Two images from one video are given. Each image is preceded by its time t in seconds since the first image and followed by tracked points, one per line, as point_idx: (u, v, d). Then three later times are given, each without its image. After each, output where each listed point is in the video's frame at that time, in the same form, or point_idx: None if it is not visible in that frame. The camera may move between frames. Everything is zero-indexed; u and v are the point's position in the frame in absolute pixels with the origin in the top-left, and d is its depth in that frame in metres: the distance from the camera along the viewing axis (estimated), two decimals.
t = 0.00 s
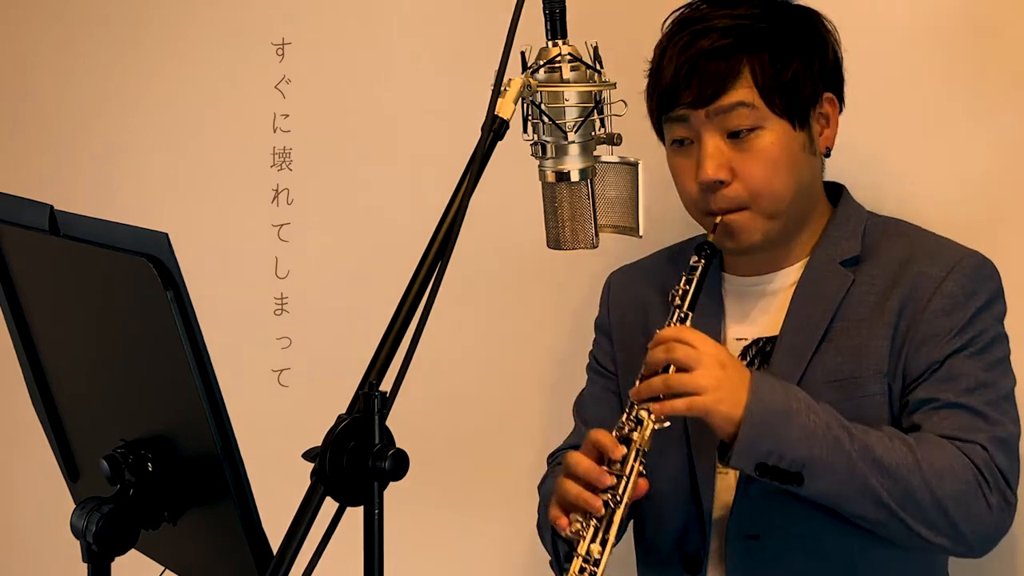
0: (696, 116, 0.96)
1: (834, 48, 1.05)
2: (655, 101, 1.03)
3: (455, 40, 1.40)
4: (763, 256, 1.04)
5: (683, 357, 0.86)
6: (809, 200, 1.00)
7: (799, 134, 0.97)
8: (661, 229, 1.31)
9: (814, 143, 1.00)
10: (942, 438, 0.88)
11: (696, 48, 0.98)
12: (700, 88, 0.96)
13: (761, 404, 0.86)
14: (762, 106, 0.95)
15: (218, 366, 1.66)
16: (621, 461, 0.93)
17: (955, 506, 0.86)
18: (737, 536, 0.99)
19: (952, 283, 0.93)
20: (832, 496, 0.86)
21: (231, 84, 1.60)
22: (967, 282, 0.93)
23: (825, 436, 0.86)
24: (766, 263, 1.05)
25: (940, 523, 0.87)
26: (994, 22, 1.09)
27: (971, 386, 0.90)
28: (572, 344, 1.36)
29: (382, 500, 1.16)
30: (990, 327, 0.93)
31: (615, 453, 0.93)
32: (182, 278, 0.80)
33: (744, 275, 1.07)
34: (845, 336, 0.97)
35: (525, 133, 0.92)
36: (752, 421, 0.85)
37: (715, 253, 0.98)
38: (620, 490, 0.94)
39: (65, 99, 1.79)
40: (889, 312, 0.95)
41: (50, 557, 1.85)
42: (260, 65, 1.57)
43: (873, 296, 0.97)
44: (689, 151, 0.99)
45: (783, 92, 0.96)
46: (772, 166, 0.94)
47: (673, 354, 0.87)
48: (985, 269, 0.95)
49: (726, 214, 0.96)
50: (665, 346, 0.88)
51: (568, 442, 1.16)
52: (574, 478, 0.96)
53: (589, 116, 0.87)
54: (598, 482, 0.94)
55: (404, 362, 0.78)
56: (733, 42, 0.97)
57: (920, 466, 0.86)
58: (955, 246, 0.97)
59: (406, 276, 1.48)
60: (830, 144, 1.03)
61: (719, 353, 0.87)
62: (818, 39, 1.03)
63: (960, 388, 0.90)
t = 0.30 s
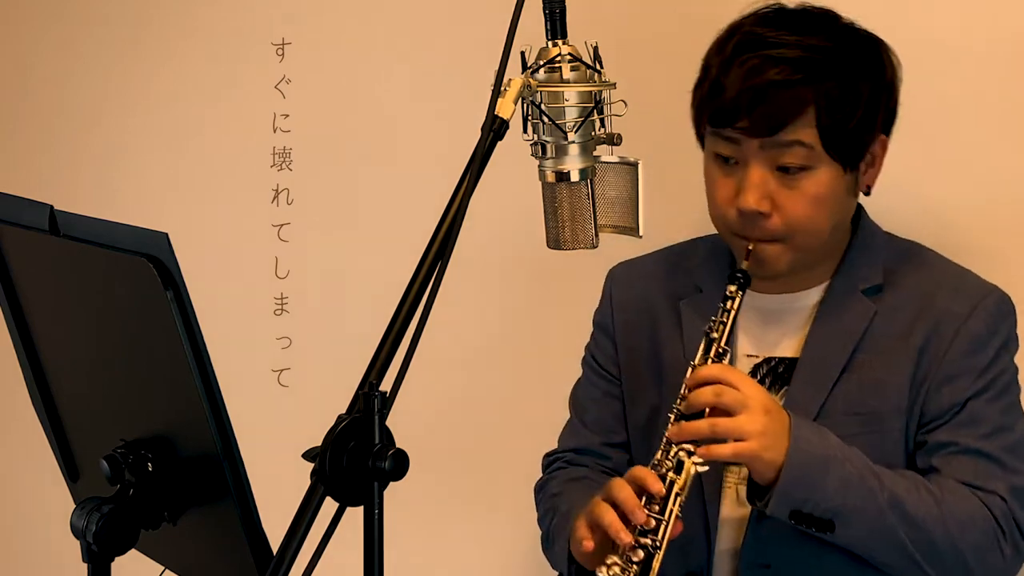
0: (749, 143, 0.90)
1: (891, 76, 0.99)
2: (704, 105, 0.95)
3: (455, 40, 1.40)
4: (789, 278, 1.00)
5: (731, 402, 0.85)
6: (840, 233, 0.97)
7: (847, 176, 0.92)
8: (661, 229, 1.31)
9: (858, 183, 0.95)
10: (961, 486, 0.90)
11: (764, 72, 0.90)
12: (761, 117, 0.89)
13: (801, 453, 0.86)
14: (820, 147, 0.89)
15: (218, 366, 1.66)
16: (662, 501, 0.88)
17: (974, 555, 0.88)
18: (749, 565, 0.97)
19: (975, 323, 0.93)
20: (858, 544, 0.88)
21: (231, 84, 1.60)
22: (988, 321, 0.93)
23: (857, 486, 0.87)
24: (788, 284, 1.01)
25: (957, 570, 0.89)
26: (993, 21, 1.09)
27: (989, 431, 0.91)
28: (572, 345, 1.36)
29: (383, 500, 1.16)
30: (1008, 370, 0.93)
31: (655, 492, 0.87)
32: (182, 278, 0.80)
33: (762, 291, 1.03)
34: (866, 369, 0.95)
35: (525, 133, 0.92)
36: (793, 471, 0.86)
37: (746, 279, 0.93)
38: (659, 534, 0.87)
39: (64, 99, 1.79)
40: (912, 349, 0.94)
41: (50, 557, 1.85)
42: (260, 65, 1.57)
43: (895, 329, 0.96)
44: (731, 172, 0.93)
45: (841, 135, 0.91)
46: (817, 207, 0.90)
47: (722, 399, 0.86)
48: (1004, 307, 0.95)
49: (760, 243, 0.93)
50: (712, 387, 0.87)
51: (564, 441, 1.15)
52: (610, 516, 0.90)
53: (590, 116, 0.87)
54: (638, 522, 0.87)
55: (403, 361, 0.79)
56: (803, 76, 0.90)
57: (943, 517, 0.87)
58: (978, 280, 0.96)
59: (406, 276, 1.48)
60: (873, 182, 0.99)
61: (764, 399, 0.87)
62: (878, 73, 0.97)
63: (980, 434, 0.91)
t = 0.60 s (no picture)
0: (787, 159, 0.90)
1: (938, 103, 0.98)
2: (745, 115, 0.94)
3: (455, 40, 1.39)
4: (813, 295, 0.99)
5: (754, 423, 0.85)
6: (868, 257, 0.97)
7: (882, 201, 0.92)
8: (661, 231, 1.31)
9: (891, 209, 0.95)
10: (964, 517, 0.90)
11: (813, 88, 0.89)
12: (804, 135, 0.89)
13: (817, 478, 0.87)
14: (858, 169, 0.90)
15: (218, 365, 1.66)
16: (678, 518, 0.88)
17: None
18: None
19: (993, 355, 0.93)
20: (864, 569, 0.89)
21: (231, 84, 1.60)
22: (1005, 355, 0.93)
23: (869, 513, 0.87)
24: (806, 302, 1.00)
25: None
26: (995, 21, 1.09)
27: (997, 465, 0.91)
28: (573, 346, 1.36)
29: (383, 500, 1.16)
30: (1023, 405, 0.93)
31: (670, 509, 0.86)
32: (182, 278, 0.80)
33: (781, 305, 1.02)
34: (882, 394, 0.95)
35: (525, 133, 0.92)
36: (809, 495, 0.86)
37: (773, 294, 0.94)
38: (673, 551, 0.88)
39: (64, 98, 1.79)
40: (928, 375, 0.94)
41: (49, 556, 1.85)
42: (260, 65, 1.57)
43: (912, 356, 0.95)
44: (766, 185, 0.93)
45: (882, 158, 0.91)
46: (851, 229, 0.90)
47: (745, 420, 0.85)
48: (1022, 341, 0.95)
49: (789, 259, 0.93)
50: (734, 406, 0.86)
51: (564, 437, 1.16)
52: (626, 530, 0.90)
53: (590, 116, 0.87)
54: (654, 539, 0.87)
55: (403, 360, 0.79)
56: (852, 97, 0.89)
57: (949, 549, 0.88)
58: (997, 312, 0.96)
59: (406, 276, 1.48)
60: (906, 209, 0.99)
61: (783, 422, 0.87)
62: (926, 103, 0.96)
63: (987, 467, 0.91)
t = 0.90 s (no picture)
0: (776, 138, 0.91)
1: (925, 92, 0.99)
2: (734, 100, 0.95)
3: (455, 40, 1.39)
4: (803, 279, 0.99)
5: (738, 391, 0.84)
6: (858, 242, 0.97)
7: (872, 182, 0.92)
8: (661, 230, 1.31)
9: (880, 193, 0.95)
10: (955, 490, 0.89)
11: (802, 70, 0.90)
12: (793, 113, 0.89)
13: (804, 447, 0.86)
14: (847, 147, 0.90)
15: (218, 365, 1.66)
16: (661, 483, 0.87)
17: (965, 560, 0.88)
18: (748, 562, 0.96)
19: (980, 332, 0.93)
20: (853, 540, 0.88)
21: (231, 85, 1.60)
22: (993, 333, 0.93)
23: (858, 483, 0.87)
24: (794, 287, 1.00)
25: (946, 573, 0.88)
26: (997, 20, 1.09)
27: (987, 440, 0.91)
28: (573, 345, 1.36)
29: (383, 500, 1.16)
30: (1010, 382, 0.94)
31: (653, 473, 0.87)
32: (182, 278, 0.80)
33: (771, 294, 1.02)
34: (872, 372, 0.95)
35: (525, 132, 0.92)
36: (795, 466, 0.86)
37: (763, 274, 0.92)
38: (656, 514, 0.87)
39: (64, 99, 1.79)
40: (917, 353, 0.94)
41: (49, 557, 1.85)
42: (260, 65, 1.57)
43: (901, 336, 0.95)
44: (756, 167, 0.93)
45: (870, 138, 0.91)
46: (840, 208, 0.90)
47: (729, 387, 0.84)
48: (1009, 320, 0.95)
49: (779, 240, 0.92)
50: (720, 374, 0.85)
51: (559, 432, 1.15)
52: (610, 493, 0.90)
53: (590, 116, 0.87)
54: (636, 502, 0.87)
55: (403, 361, 0.79)
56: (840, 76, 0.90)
57: (939, 520, 0.87)
58: (984, 290, 0.97)
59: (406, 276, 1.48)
60: (894, 195, 0.99)
61: (769, 392, 0.86)
62: (914, 89, 0.97)
63: (976, 441, 0.91)
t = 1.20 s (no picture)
0: (752, 115, 0.93)
1: (896, 79, 1.02)
2: (711, 86, 0.98)
3: (455, 40, 1.39)
4: (780, 263, 1.01)
5: (716, 352, 0.84)
6: (836, 224, 0.98)
7: (847, 159, 0.94)
8: (660, 228, 1.31)
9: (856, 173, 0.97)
10: (942, 456, 0.89)
11: (775, 49, 0.93)
12: (767, 90, 0.92)
13: (785, 407, 0.85)
14: (822, 122, 0.92)
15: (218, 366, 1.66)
16: (642, 444, 0.88)
17: (955, 523, 0.86)
18: (738, 540, 0.95)
19: (960, 306, 0.93)
20: (840, 503, 0.86)
21: (230, 85, 1.60)
22: (974, 304, 0.93)
23: (842, 444, 0.86)
24: (771, 270, 1.02)
25: (938, 538, 0.87)
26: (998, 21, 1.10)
27: (973, 408, 0.90)
28: (572, 343, 1.36)
29: (382, 500, 1.16)
30: (993, 353, 0.93)
31: (635, 433, 0.87)
32: (182, 278, 0.80)
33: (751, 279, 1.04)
34: (856, 348, 0.95)
35: (525, 132, 0.92)
36: (776, 427, 0.85)
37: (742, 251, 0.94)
38: (638, 473, 0.88)
39: (64, 99, 1.79)
40: (899, 327, 0.94)
41: (48, 557, 1.85)
42: (260, 65, 1.57)
43: (883, 313, 0.96)
44: (733, 147, 0.95)
45: (844, 115, 0.93)
46: (816, 182, 0.92)
47: (708, 348, 0.84)
48: (989, 293, 0.94)
49: (757, 218, 0.94)
50: (698, 337, 0.85)
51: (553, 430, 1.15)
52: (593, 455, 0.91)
53: (590, 116, 0.87)
54: (617, 461, 0.88)
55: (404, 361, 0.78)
56: (811, 54, 0.93)
57: (926, 483, 0.86)
58: (963, 269, 0.97)
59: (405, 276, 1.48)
60: (869, 178, 1.00)
61: (748, 353, 0.86)
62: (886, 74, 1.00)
63: (963, 409, 0.90)
